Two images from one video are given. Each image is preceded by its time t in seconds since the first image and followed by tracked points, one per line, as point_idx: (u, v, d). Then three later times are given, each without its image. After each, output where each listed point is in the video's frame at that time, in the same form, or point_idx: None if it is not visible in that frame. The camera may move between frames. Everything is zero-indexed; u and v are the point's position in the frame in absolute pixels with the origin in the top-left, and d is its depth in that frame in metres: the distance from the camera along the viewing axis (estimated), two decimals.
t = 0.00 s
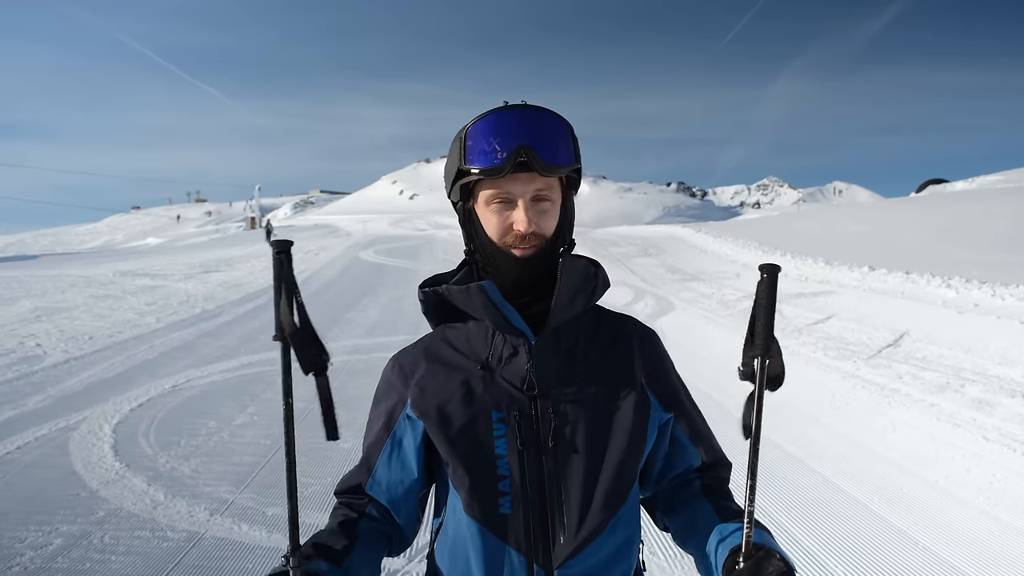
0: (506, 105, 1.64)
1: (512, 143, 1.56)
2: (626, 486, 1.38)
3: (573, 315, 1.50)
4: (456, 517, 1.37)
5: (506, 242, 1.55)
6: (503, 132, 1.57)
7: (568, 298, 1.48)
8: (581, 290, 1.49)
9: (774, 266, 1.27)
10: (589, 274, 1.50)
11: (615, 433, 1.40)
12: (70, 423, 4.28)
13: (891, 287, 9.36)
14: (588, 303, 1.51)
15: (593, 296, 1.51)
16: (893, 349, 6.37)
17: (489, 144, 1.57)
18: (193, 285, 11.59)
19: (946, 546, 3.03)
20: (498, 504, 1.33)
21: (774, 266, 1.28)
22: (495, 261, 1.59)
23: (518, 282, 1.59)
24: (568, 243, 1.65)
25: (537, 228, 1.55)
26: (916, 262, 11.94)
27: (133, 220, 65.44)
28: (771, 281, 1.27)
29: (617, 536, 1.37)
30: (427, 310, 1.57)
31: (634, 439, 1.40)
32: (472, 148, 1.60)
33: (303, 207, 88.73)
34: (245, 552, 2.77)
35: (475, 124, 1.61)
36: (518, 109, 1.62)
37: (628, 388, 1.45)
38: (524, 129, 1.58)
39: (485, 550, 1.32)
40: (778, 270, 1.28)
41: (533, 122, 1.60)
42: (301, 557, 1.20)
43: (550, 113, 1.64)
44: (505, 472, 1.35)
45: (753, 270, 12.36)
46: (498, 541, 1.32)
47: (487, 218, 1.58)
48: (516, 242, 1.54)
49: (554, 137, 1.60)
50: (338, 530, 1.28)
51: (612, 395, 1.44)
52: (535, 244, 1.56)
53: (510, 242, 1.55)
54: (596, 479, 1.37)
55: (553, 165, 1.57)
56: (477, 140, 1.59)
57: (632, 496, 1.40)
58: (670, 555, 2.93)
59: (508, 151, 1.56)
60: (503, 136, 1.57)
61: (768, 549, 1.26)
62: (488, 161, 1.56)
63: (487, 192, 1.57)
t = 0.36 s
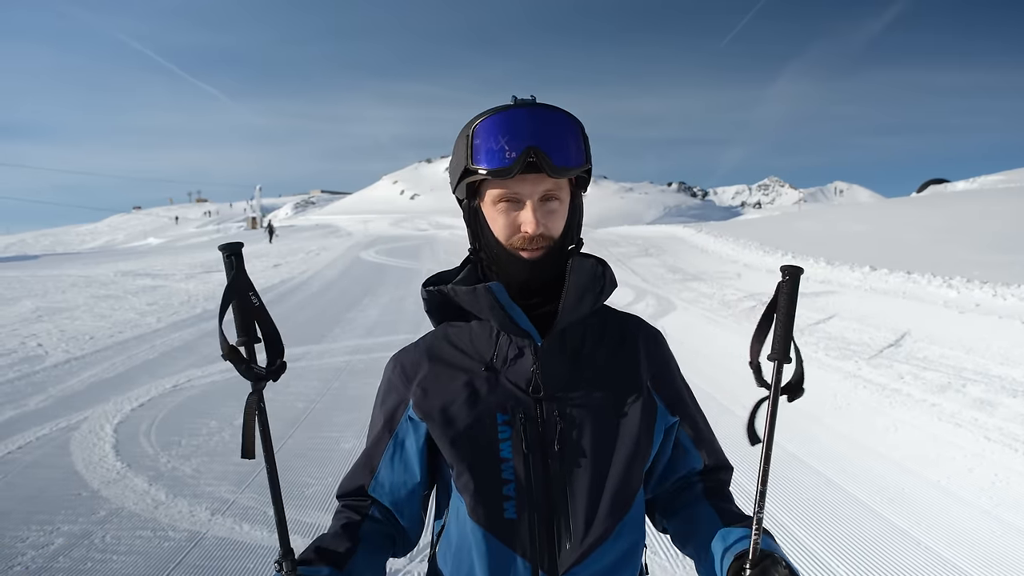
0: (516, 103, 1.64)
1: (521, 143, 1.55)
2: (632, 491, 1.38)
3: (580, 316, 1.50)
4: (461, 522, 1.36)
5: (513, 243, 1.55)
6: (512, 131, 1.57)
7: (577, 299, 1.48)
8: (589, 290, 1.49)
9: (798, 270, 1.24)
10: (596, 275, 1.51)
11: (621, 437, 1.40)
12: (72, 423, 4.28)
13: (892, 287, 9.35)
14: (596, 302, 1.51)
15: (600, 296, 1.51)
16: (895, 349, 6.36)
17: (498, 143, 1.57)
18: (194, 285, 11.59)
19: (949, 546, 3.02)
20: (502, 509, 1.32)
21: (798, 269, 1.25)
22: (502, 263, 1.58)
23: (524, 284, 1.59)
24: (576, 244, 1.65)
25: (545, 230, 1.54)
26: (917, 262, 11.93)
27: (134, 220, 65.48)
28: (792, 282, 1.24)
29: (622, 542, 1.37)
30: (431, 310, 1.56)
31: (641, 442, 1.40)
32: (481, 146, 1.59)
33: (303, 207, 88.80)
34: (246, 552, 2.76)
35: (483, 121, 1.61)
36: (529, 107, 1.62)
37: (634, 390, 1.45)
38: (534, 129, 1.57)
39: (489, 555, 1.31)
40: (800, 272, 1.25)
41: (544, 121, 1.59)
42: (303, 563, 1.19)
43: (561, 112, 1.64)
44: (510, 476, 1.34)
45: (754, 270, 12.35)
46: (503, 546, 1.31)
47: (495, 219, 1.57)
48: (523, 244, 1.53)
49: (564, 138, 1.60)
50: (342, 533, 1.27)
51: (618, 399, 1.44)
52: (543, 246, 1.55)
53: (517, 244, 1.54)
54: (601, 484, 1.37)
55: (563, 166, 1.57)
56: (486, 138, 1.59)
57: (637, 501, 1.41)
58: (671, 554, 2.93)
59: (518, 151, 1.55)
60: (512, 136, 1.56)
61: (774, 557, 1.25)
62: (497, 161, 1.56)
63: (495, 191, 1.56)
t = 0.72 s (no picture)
0: (511, 96, 1.63)
1: (516, 136, 1.55)
2: (633, 492, 1.37)
3: (580, 314, 1.50)
4: (461, 524, 1.35)
5: (510, 239, 1.55)
6: (507, 125, 1.56)
7: (576, 296, 1.48)
8: (588, 287, 1.49)
9: (778, 268, 1.27)
10: (596, 271, 1.50)
11: (621, 436, 1.40)
12: (72, 423, 4.28)
13: (893, 287, 9.34)
14: (596, 299, 1.50)
15: (600, 293, 1.51)
16: (895, 349, 6.35)
17: (493, 137, 1.56)
18: (195, 285, 11.59)
19: (949, 546, 3.02)
20: (501, 509, 1.32)
21: (778, 267, 1.28)
22: (499, 259, 1.58)
23: (523, 281, 1.58)
24: (574, 240, 1.64)
25: (541, 224, 1.53)
26: (918, 262, 11.91)
27: (135, 220, 65.51)
28: (776, 280, 1.27)
29: (623, 544, 1.37)
30: (429, 309, 1.57)
31: (642, 442, 1.40)
32: (476, 141, 1.59)
33: (304, 207, 88.75)
34: (247, 552, 2.76)
35: (478, 114, 1.60)
36: (523, 100, 1.61)
37: (635, 389, 1.45)
38: (528, 121, 1.56)
39: (490, 557, 1.30)
40: (782, 269, 1.28)
41: (538, 113, 1.59)
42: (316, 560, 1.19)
43: (557, 104, 1.63)
44: (509, 476, 1.34)
45: (755, 270, 12.34)
46: (502, 547, 1.31)
47: (491, 214, 1.57)
48: (519, 240, 1.53)
49: (559, 130, 1.59)
50: (349, 533, 1.27)
51: (619, 398, 1.43)
52: (540, 241, 1.54)
53: (514, 239, 1.54)
54: (601, 483, 1.36)
55: (558, 159, 1.55)
56: (480, 132, 1.59)
57: (638, 503, 1.40)
58: (673, 554, 2.92)
59: (512, 144, 1.54)
60: (506, 129, 1.56)
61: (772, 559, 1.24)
62: (491, 156, 1.55)
63: (491, 186, 1.56)
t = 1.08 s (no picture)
0: (513, 97, 1.63)
1: (518, 137, 1.54)
2: (636, 493, 1.39)
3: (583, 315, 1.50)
4: (461, 525, 1.35)
5: (511, 240, 1.54)
6: (509, 126, 1.56)
7: (580, 297, 1.48)
8: (592, 288, 1.49)
9: (752, 272, 1.26)
10: (598, 272, 1.50)
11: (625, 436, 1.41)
12: (72, 423, 4.28)
13: (894, 287, 9.34)
14: (599, 300, 1.51)
15: (603, 294, 1.51)
16: (896, 349, 6.35)
17: (495, 138, 1.56)
18: (196, 285, 11.60)
19: (949, 546, 3.02)
20: (507, 511, 1.32)
21: (752, 271, 1.26)
22: (500, 260, 1.58)
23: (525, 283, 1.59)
24: (575, 241, 1.64)
25: (543, 226, 1.53)
26: (918, 262, 11.91)
27: (136, 220, 65.50)
28: (751, 284, 1.27)
29: (624, 545, 1.38)
30: (429, 307, 1.54)
31: (646, 442, 1.41)
32: (478, 141, 1.59)
33: (304, 207, 88.79)
34: (247, 552, 2.76)
35: (480, 116, 1.60)
36: (525, 101, 1.61)
37: (639, 391, 1.46)
38: (530, 122, 1.56)
39: (496, 559, 1.32)
40: (757, 273, 1.27)
41: (540, 114, 1.59)
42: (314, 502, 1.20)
43: (559, 106, 1.63)
44: (514, 477, 1.34)
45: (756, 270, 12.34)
46: (507, 547, 1.31)
47: (493, 215, 1.57)
48: (521, 240, 1.53)
49: (562, 131, 1.59)
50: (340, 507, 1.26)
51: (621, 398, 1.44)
52: (541, 242, 1.54)
53: (516, 241, 1.54)
54: (606, 483, 1.37)
55: (560, 160, 1.55)
56: (482, 133, 1.58)
57: (642, 501, 1.42)
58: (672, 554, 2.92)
59: (515, 145, 1.54)
60: (509, 130, 1.55)
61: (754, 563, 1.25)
62: (493, 157, 1.55)
63: (493, 187, 1.56)
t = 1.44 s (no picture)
0: (524, 103, 1.62)
1: (534, 146, 1.55)
2: (631, 496, 1.41)
3: (582, 319, 1.51)
4: (461, 533, 1.32)
5: (524, 247, 1.54)
6: (525, 134, 1.55)
7: (581, 301, 1.48)
8: (592, 294, 1.51)
9: (744, 288, 1.28)
10: (598, 279, 1.52)
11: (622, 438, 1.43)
12: (73, 423, 4.29)
13: (894, 287, 9.34)
14: (596, 306, 1.53)
15: (599, 300, 1.53)
16: (896, 349, 6.35)
17: (511, 145, 1.54)
18: (196, 285, 11.61)
19: (949, 546, 3.02)
20: (511, 515, 1.31)
21: (744, 287, 1.28)
22: (506, 265, 1.57)
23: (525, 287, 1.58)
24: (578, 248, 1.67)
25: (557, 234, 1.54)
26: (919, 262, 11.91)
27: (136, 220, 65.60)
28: (742, 300, 1.28)
29: (620, 551, 1.39)
30: (425, 310, 1.52)
31: (641, 445, 1.45)
32: (490, 148, 1.56)
33: (305, 207, 88.85)
34: (247, 552, 2.77)
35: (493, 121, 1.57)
36: (538, 109, 1.60)
37: (633, 394, 1.50)
38: (544, 130, 1.56)
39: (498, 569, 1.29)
40: (749, 291, 1.28)
41: (556, 123, 1.59)
42: None
43: (571, 113, 1.63)
44: (518, 481, 1.33)
45: (756, 270, 12.34)
46: (511, 552, 1.30)
47: (505, 222, 1.55)
48: (533, 247, 1.52)
49: (576, 141, 1.60)
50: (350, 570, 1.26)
51: (616, 402, 1.47)
52: (553, 249, 1.55)
53: (529, 248, 1.53)
54: (608, 485, 1.38)
55: (576, 170, 1.58)
56: (495, 139, 1.56)
57: (635, 511, 1.44)
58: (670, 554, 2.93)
59: (533, 154, 1.54)
60: (526, 138, 1.54)
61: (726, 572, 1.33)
62: (512, 165, 1.53)
63: (506, 193, 1.55)
